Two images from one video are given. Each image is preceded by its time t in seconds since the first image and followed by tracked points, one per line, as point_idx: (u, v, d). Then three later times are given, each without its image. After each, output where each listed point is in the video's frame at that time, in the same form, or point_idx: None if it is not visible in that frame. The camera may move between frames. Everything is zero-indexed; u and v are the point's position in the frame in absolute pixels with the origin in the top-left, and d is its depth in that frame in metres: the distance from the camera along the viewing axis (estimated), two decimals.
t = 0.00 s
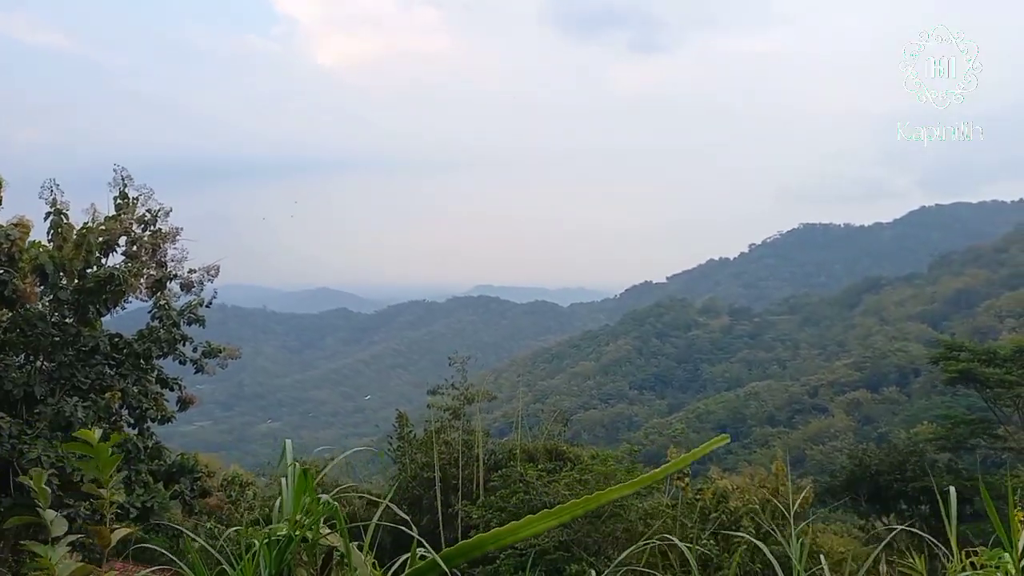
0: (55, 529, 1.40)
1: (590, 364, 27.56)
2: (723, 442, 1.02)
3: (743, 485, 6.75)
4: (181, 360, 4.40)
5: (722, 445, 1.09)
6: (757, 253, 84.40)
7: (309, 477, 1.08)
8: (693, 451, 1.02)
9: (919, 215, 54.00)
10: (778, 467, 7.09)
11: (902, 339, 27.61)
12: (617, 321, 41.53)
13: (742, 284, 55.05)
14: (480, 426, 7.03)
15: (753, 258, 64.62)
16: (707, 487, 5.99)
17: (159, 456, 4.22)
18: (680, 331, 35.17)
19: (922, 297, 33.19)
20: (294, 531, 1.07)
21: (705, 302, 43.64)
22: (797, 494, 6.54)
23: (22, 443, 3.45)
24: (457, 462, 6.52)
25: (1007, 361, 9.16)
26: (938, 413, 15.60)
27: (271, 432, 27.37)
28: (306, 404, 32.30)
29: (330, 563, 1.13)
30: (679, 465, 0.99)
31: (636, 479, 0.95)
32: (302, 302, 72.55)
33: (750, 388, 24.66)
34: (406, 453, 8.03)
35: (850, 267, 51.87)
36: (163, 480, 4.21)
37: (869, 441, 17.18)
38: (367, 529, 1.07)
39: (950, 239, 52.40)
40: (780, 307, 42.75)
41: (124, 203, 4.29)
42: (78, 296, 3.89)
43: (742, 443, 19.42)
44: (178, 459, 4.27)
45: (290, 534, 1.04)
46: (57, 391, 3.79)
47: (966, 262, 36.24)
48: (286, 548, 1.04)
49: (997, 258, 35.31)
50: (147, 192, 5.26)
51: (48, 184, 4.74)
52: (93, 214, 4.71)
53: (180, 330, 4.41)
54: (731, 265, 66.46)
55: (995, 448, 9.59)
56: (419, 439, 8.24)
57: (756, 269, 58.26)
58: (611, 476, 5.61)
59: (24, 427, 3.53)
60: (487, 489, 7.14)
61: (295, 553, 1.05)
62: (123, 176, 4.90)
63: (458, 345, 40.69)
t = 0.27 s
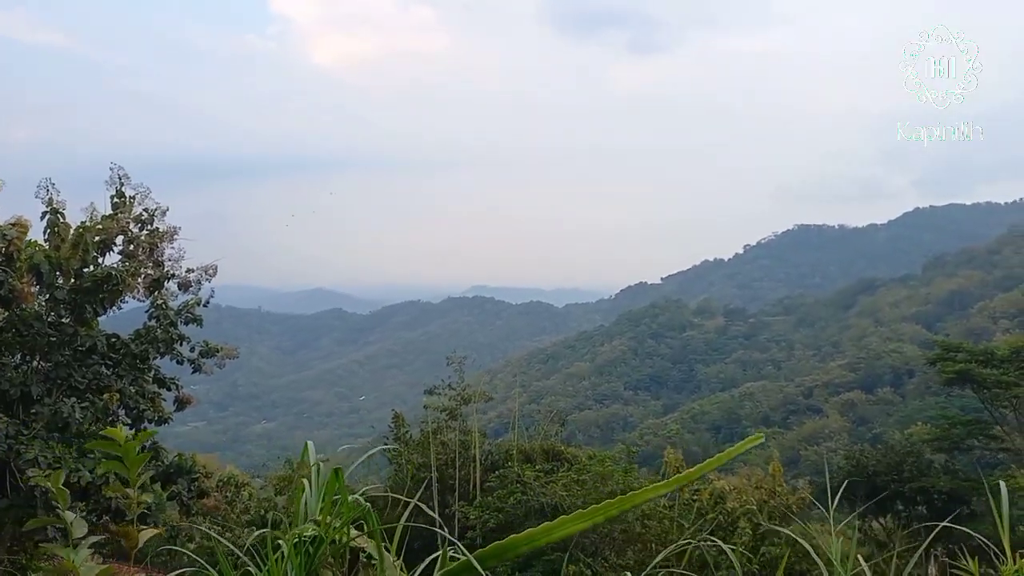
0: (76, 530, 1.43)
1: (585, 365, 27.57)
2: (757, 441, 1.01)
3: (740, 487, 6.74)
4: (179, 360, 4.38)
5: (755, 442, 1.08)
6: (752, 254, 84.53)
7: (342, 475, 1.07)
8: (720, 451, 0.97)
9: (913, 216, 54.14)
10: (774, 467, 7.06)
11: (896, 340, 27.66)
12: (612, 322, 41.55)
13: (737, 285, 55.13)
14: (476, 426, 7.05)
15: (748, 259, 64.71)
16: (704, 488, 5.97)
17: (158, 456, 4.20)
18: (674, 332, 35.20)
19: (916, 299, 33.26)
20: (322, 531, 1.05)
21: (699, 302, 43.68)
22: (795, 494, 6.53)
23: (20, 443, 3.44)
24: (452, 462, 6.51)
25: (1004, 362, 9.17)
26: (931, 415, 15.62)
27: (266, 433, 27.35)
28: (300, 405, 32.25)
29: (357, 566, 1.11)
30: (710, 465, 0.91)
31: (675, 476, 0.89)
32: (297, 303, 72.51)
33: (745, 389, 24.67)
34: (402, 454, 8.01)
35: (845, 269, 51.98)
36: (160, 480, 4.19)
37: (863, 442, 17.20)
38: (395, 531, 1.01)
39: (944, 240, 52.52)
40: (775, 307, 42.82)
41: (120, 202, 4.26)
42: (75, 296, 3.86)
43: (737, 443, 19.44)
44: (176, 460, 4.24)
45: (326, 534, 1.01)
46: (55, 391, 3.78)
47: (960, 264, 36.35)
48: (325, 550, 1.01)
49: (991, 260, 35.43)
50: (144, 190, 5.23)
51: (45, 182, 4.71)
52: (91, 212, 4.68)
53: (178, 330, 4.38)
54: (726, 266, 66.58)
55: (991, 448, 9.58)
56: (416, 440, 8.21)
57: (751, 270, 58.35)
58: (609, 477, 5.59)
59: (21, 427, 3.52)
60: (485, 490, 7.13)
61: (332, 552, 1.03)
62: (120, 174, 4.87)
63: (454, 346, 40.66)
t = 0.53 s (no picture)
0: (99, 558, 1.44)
1: (580, 366, 27.59)
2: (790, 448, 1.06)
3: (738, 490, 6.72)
4: (176, 362, 4.34)
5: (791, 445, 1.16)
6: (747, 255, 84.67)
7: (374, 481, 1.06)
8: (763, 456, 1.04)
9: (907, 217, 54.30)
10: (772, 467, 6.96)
11: (890, 341, 27.71)
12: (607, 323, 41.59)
13: (732, 286, 55.22)
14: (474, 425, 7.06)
15: (743, 260, 64.78)
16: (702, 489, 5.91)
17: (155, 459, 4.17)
18: (669, 333, 35.26)
19: (910, 300, 33.36)
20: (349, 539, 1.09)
21: (694, 304, 43.75)
22: (791, 496, 6.52)
23: (16, 447, 3.44)
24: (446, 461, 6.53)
25: (1001, 363, 9.16)
26: (924, 417, 15.62)
27: (261, 435, 27.34)
28: (295, 407, 32.21)
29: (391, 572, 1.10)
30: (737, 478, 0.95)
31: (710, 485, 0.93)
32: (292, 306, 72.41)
33: (739, 391, 24.70)
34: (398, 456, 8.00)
35: (839, 270, 52.12)
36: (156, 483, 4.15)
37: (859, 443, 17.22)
38: (427, 543, 1.01)
39: (938, 240, 52.68)
40: (769, 309, 42.92)
41: (117, 204, 4.24)
42: (72, 298, 3.84)
43: (731, 444, 19.47)
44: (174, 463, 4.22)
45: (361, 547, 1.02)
46: (51, 394, 3.77)
47: (954, 265, 36.43)
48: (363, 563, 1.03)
49: (984, 261, 35.53)
50: (141, 192, 5.21)
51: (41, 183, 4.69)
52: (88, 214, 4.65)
53: (175, 332, 4.34)
54: (721, 268, 66.71)
55: (987, 449, 9.58)
56: (412, 442, 8.19)
57: (746, 272, 58.48)
58: (607, 478, 5.51)
59: (18, 431, 3.51)
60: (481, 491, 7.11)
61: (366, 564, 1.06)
62: (115, 176, 4.85)
63: (449, 348, 40.65)
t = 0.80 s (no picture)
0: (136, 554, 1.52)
1: (580, 366, 27.60)
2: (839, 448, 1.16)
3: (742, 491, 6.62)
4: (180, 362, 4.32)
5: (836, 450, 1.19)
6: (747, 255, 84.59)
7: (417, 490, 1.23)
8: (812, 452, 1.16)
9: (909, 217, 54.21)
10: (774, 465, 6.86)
11: (891, 340, 27.67)
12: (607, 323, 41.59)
13: (732, 286, 55.19)
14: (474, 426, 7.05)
15: (743, 260, 64.74)
16: (704, 489, 5.86)
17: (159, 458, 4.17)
18: (670, 333, 35.25)
19: (911, 300, 33.31)
20: (385, 550, 1.22)
21: (695, 304, 43.76)
22: (794, 497, 6.47)
23: (18, 447, 3.46)
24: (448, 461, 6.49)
25: (1006, 363, 9.12)
26: (926, 417, 15.58)
27: (261, 435, 27.39)
28: (295, 407, 32.23)
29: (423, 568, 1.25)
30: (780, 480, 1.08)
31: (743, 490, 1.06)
32: (293, 306, 72.46)
33: (740, 390, 24.68)
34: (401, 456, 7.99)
35: (839, 270, 52.09)
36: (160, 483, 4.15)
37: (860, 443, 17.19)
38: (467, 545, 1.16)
39: (939, 240, 52.59)
40: (770, 309, 42.91)
41: (120, 202, 4.21)
42: (76, 297, 3.82)
43: (732, 444, 19.47)
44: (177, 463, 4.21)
45: (397, 552, 1.17)
46: (53, 393, 3.77)
47: (954, 265, 36.38)
48: (398, 568, 1.17)
49: (986, 260, 35.48)
50: (145, 190, 5.18)
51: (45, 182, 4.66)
52: (91, 212, 4.63)
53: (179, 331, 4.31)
54: (722, 267, 66.68)
55: (990, 449, 9.52)
56: (414, 442, 8.19)
57: (747, 271, 58.47)
58: (610, 479, 5.43)
59: (20, 431, 3.53)
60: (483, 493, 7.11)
61: (399, 571, 1.19)
62: (119, 174, 4.82)
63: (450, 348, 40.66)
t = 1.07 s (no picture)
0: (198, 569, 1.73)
1: (574, 368, 27.63)
2: (868, 458, 1.34)
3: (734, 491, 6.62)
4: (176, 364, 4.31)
5: (871, 453, 1.42)
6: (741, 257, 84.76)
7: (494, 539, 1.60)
8: (849, 458, 1.35)
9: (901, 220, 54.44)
10: (770, 468, 6.85)
11: (884, 342, 27.77)
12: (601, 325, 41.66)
13: (726, 289, 55.33)
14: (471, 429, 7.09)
15: (737, 262, 64.90)
16: (700, 491, 5.94)
17: (157, 461, 4.14)
18: (663, 335, 35.31)
19: (903, 302, 33.44)
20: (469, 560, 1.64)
21: (688, 306, 43.85)
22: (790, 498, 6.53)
23: (15, 450, 3.45)
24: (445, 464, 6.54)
25: (1002, 365, 9.12)
26: (917, 420, 15.62)
27: (254, 437, 27.40)
28: (288, 409, 32.21)
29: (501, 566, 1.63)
30: (810, 487, 1.17)
31: (796, 490, 1.14)
32: (287, 308, 72.37)
33: (734, 392, 24.72)
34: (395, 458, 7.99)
35: (832, 272, 52.28)
36: (157, 485, 4.13)
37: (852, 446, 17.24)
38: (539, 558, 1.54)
39: (932, 242, 52.77)
40: (763, 311, 43.03)
41: (117, 204, 4.21)
42: (72, 298, 3.81)
43: (726, 446, 19.53)
44: (175, 466, 4.19)
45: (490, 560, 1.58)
46: (50, 395, 3.76)
47: (947, 268, 36.55)
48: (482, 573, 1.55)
49: (977, 263, 35.66)
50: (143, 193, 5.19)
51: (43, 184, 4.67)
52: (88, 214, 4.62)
53: (176, 334, 4.29)
54: (716, 269, 66.84)
55: (986, 452, 9.51)
56: (409, 444, 8.18)
57: (740, 274, 58.65)
58: (607, 481, 5.44)
59: (18, 435, 3.52)
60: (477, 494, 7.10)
61: None
62: (116, 176, 4.82)
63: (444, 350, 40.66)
